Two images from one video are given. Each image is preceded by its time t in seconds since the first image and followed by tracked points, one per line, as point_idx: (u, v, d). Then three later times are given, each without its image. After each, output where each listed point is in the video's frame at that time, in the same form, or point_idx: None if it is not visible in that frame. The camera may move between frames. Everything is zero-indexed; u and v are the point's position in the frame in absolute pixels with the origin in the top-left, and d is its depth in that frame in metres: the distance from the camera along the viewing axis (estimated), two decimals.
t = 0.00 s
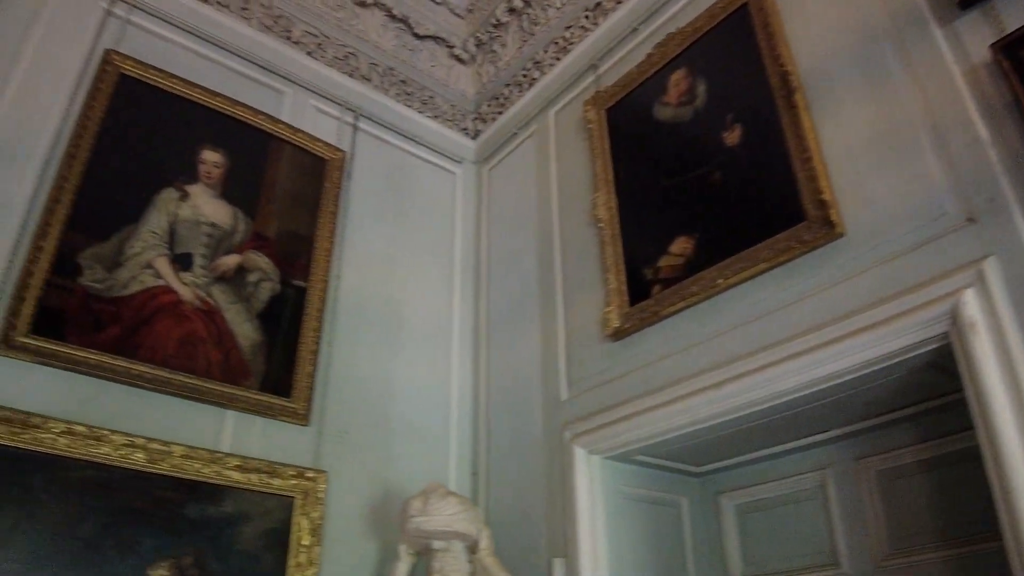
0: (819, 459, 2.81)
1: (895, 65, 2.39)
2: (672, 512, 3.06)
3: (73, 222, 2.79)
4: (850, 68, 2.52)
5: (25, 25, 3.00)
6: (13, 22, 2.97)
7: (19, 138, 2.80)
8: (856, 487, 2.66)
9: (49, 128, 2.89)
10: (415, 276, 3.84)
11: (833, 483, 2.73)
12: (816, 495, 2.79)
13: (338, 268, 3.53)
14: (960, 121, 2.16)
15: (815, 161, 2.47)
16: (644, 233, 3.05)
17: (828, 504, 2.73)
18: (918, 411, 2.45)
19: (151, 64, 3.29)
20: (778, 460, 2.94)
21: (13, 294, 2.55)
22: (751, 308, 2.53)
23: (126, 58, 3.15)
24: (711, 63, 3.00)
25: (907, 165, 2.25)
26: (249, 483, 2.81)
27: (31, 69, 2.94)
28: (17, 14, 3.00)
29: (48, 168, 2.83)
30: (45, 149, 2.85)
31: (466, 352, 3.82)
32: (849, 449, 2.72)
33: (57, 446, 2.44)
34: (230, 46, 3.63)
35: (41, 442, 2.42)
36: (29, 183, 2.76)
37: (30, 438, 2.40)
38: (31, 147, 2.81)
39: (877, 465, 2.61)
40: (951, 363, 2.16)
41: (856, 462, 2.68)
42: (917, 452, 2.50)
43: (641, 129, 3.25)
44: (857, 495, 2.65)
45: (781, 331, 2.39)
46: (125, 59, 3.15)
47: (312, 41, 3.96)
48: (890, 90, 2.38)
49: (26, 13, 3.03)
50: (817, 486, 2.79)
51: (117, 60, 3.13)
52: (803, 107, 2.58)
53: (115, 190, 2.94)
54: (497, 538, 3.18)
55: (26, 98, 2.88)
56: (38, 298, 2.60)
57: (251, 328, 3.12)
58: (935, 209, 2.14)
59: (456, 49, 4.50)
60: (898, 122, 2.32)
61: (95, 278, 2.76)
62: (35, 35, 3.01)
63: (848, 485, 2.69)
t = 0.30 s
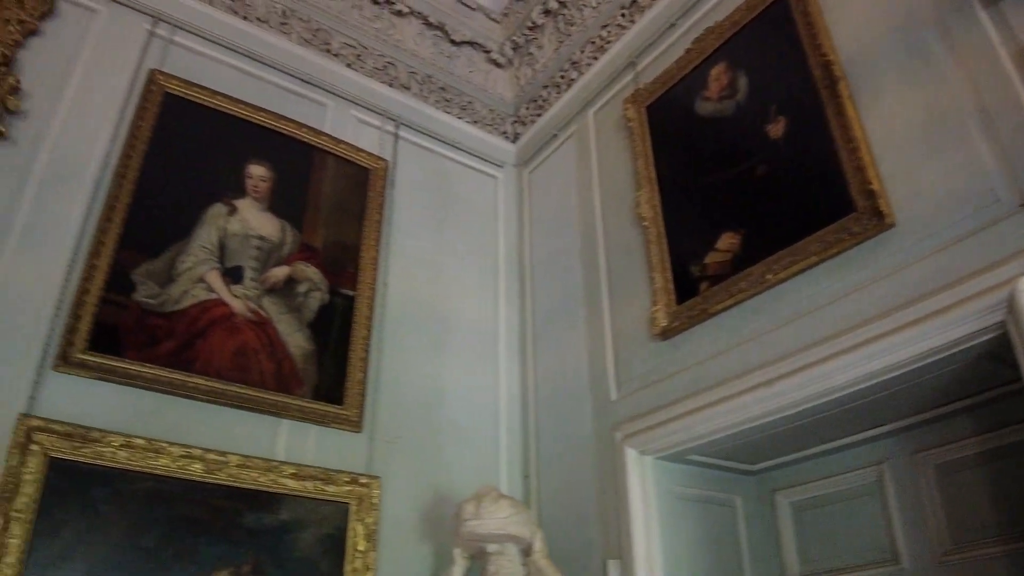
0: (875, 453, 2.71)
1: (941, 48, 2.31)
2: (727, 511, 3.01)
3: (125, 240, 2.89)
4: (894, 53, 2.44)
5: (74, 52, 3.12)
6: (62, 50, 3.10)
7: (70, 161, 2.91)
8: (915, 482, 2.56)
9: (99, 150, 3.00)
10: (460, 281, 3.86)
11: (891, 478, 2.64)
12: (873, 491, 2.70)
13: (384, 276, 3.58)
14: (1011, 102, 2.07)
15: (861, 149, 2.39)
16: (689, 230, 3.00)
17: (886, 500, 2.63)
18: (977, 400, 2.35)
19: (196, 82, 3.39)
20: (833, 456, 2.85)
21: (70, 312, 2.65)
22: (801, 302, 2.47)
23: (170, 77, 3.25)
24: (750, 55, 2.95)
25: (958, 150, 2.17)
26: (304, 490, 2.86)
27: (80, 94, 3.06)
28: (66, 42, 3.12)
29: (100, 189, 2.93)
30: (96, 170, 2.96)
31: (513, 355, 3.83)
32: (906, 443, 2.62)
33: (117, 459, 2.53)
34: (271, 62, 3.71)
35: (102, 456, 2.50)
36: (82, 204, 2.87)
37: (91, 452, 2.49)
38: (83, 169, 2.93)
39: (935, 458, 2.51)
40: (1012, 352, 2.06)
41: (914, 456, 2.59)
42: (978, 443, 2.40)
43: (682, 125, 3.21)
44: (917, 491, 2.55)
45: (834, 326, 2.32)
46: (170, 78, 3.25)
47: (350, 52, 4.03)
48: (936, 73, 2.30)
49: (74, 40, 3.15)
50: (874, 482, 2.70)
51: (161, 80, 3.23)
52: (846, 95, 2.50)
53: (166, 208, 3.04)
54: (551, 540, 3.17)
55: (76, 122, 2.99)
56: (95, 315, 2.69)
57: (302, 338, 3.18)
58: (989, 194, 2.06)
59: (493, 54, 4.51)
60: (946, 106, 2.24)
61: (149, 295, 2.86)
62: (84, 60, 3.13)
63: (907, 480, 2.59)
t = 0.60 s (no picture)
0: (917, 447, 2.64)
1: (976, 32, 2.25)
2: (766, 509, 2.97)
3: (160, 251, 2.95)
4: (927, 39, 2.38)
5: (106, 67, 3.21)
6: (95, 66, 3.18)
7: (105, 174, 2.99)
8: (959, 475, 2.48)
9: (133, 162, 3.07)
10: (492, 283, 3.88)
11: (933, 473, 2.57)
12: (915, 486, 2.63)
13: (416, 280, 3.60)
14: None
15: (893, 137, 2.33)
16: (722, 225, 2.97)
17: (928, 495, 2.56)
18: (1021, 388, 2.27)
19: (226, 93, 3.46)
20: (874, 451, 2.78)
21: (109, 323, 2.72)
22: (837, 295, 2.42)
23: (200, 89, 3.32)
24: (779, 47, 2.90)
25: (996, 136, 2.11)
26: (343, 494, 2.89)
27: (114, 108, 3.14)
28: (98, 58, 3.21)
29: (134, 200, 3.01)
30: (131, 182, 3.03)
31: (547, 355, 3.83)
32: (949, 437, 2.55)
33: (158, 466, 2.58)
34: (300, 71, 3.76)
35: (143, 463, 2.56)
36: (118, 216, 2.94)
37: (132, 460, 2.55)
38: (118, 182, 3.00)
39: (980, 451, 2.44)
40: None
41: (956, 449, 2.51)
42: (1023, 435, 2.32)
43: (712, 119, 3.17)
44: (960, 485, 2.47)
45: (870, 320, 2.28)
46: (200, 90, 3.32)
47: (378, 59, 4.07)
48: (972, 58, 2.23)
49: (106, 56, 3.23)
50: (916, 476, 2.63)
51: (192, 92, 3.30)
52: (878, 83, 2.45)
53: (201, 218, 3.10)
54: (589, 541, 3.16)
55: (110, 136, 3.07)
56: (133, 325, 2.76)
57: (337, 343, 3.22)
58: None
59: (519, 55, 4.50)
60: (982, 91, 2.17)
61: (186, 304, 2.92)
62: (117, 75, 3.21)
63: (950, 475, 2.51)
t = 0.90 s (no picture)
0: (960, 435, 2.58)
1: (1010, 10, 2.19)
2: (807, 501, 2.93)
3: (198, 259, 3.03)
4: (960, 20, 2.32)
5: (140, 81, 3.30)
6: (129, 81, 3.28)
7: (143, 185, 3.08)
8: (1003, 463, 2.42)
9: (168, 173, 3.16)
10: (525, 281, 3.89)
11: (977, 461, 2.50)
12: (959, 475, 2.57)
13: (450, 280, 3.64)
14: None
15: (926, 121, 2.28)
16: (754, 216, 2.93)
17: (973, 484, 2.50)
18: None
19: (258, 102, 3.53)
20: (916, 440, 2.73)
21: (150, 330, 2.80)
22: (873, 282, 2.38)
23: (233, 99, 3.40)
24: (807, 33, 2.86)
25: None
26: (383, 493, 2.94)
27: (148, 121, 3.23)
28: (132, 73, 3.30)
29: (172, 209, 3.09)
30: (167, 193, 3.12)
31: (582, 352, 3.83)
32: (993, 424, 2.48)
33: (201, 469, 2.66)
34: (330, 78, 3.82)
35: (186, 467, 2.64)
36: (156, 225, 3.03)
37: (175, 464, 2.62)
38: (155, 193, 3.09)
39: None
40: None
41: (1001, 436, 2.44)
42: None
43: (742, 110, 3.14)
44: (1006, 473, 2.41)
45: (907, 307, 2.24)
46: (232, 100, 3.40)
47: (406, 63, 4.12)
48: (1007, 37, 2.18)
49: (139, 70, 3.33)
50: (960, 465, 2.57)
51: (225, 102, 3.38)
52: (909, 67, 2.40)
53: (237, 226, 3.18)
54: (629, 537, 3.15)
55: (147, 148, 3.16)
56: (174, 332, 2.84)
57: (373, 345, 3.27)
58: None
59: (546, 53, 4.52)
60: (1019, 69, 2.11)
61: (225, 310, 2.99)
62: (151, 88, 3.30)
63: (996, 463, 2.45)
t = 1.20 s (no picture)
0: (992, 428, 2.52)
1: None
2: (839, 497, 2.90)
3: (229, 268, 3.10)
4: (984, 9, 2.29)
5: (168, 95, 3.38)
6: (157, 95, 3.36)
7: (173, 197, 3.16)
8: None
9: (197, 184, 3.23)
10: (551, 282, 3.90)
11: (1010, 453, 2.45)
12: (993, 468, 2.52)
13: (476, 283, 3.67)
14: None
15: (950, 110, 2.25)
16: (779, 211, 2.91)
17: (1007, 477, 2.45)
18: None
19: (284, 112, 3.60)
20: (949, 434, 2.68)
21: (183, 339, 2.87)
22: (901, 275, 2.36)
23: (258, 110, 3.47)
24: (828, 25, 2.84)
25: None
26: (414, 495, 2.97)
27: (176, 134, 3.31)
28: (159, 87, 3.39)
29: (201, 220, 3.17)
30: (197, 203, 3.19)
31: (610, 351, 3.83)
32: None
33: (235, 474, 2.72)
34: (353, 86, 3.88)
35: (221, 472, 2.70)
36: (187, 236, 3.10)
37: (210, 470, 2.69)
38: (185, 204, 3.17)
39: None
40: None
41: None
42: None
43: (764, 104, 3.12)
44: None
45: (935, 298, 2.21)
46: (258, 111, 3.47)
47: (428, 69, 4.16)
48: None
49: (166, 85, 3.41)
50: (993, 458, 2.52)
51: (251, 114, 3.45)
52: (931, 56, 2.36)
53: (266, 235, 3.25)
54: (660, 536, 3.15)
55: (176, 160, 3.25)
56: (206, 341, 2.91)
57: (401, 348, 3.31)
58: None
59: (568, 54, 4.54)
60: None
61: (256, 317, 3.06)
62: (178, 102, 3.39)
63: None
